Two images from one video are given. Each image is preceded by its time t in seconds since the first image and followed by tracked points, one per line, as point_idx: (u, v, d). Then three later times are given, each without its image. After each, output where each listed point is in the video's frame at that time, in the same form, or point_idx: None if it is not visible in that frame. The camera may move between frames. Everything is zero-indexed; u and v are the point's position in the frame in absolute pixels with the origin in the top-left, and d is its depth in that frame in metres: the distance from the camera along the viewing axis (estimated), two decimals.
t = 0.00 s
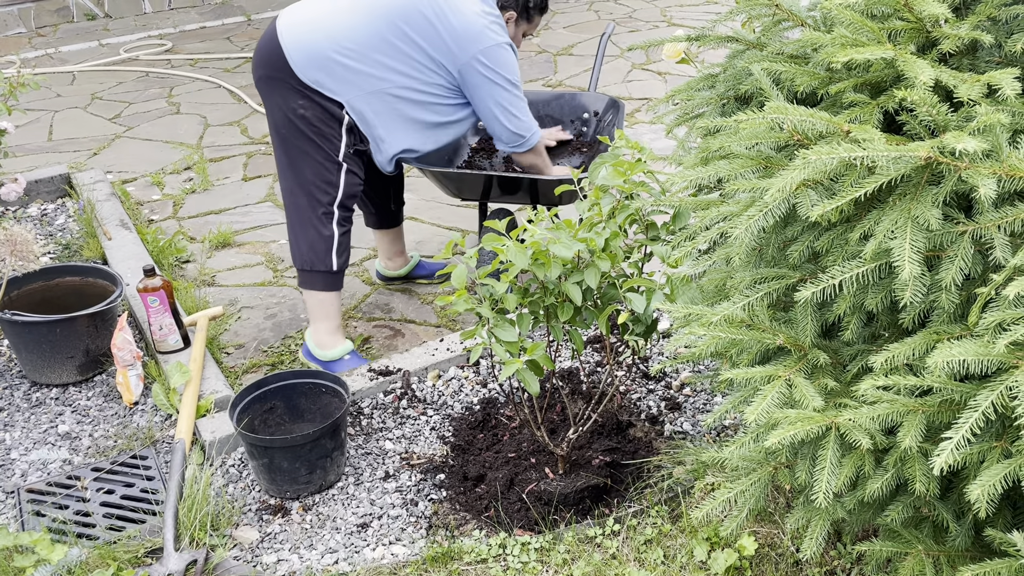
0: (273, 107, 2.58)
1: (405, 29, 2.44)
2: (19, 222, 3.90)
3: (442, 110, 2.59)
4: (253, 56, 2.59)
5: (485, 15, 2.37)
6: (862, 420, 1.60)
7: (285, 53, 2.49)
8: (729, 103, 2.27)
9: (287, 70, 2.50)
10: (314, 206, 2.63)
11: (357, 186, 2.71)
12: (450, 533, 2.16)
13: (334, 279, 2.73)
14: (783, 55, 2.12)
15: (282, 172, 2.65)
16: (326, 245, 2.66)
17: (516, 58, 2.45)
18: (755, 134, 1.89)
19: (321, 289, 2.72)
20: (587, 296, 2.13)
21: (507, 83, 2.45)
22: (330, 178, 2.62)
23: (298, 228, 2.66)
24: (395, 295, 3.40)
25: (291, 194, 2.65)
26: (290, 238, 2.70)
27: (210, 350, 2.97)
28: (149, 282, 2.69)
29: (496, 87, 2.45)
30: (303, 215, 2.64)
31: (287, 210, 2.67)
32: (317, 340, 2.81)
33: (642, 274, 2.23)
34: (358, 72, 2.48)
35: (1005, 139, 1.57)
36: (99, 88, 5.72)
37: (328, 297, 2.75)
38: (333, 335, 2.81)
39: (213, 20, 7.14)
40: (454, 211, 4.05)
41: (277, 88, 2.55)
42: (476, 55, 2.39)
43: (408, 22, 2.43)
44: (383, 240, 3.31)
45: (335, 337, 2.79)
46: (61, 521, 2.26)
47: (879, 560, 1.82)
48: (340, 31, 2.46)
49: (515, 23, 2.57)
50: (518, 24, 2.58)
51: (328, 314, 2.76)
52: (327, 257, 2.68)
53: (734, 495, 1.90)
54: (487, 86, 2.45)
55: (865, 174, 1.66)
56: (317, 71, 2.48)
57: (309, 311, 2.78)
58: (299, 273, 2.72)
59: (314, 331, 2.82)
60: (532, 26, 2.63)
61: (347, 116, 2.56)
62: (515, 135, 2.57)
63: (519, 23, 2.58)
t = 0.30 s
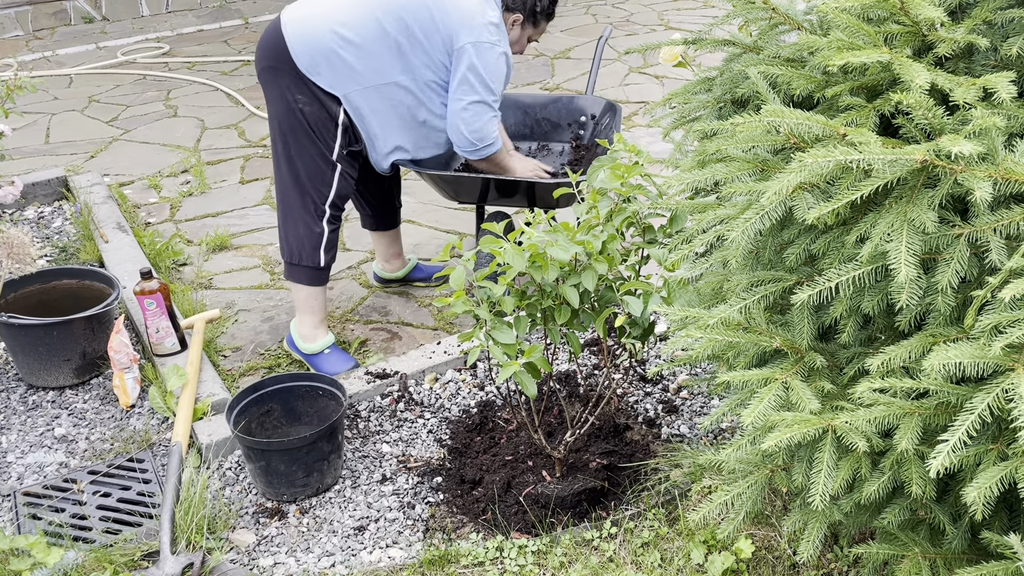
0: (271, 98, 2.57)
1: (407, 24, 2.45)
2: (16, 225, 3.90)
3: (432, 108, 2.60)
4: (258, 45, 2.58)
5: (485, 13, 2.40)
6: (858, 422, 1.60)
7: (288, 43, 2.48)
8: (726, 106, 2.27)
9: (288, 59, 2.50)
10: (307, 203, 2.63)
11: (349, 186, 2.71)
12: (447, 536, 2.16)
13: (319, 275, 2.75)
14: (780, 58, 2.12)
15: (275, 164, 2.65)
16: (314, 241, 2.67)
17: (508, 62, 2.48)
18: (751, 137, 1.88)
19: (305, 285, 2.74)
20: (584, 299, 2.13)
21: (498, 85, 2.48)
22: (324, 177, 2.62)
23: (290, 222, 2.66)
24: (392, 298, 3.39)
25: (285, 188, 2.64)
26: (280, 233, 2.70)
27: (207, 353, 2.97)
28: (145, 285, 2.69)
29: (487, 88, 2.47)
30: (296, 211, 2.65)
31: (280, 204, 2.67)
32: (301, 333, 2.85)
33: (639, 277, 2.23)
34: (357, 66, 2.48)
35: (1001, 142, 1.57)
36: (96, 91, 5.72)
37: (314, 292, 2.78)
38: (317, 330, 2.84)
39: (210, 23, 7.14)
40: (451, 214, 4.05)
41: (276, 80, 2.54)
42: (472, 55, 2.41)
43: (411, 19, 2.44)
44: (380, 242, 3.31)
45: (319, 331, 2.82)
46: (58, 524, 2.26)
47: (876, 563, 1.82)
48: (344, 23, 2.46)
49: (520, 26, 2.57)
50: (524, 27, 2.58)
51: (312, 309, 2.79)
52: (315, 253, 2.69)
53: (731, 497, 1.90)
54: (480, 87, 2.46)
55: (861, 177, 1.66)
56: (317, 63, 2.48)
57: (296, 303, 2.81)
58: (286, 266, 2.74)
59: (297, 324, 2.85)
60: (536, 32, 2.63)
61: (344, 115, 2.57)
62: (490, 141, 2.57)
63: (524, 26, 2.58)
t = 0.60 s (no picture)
0: (264, 106, 2.59)
1: (396, 29, 2.45)
2: (13, 229, 3.90)
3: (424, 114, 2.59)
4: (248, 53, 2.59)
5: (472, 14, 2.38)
6: (855, 426, 1.60)
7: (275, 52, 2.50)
8: (723, 111, 2.28)
9: (276, 68, 2.51)
10: (302, 208, 2.66)
11: (343, 193, 2.70)
12: (444, 540, 2.16)
13: (316, 281, 2.76)
14: (776, 62, 2.13)
15: (271, 171, 2.67)
16: (311, 247, 2.68)
17: (499, 63, 2.46)
18: (748, 141, 1.86)
19: (302, 291, 2.74)
20: (581, 303, 2.13)
21: (487, 88, 2.46)
22: (318, 183, 2.63)
23: (287, 227, 2.68)
24: (389, 302, 3.39)
25: (281, 194, 2.68)
26: (278, 239, 2.71)
27: (204, 357, 2.96)
28: (142, 289, 2.69)
29: (476, 91, 2.45)
30: (292, 217, 2.67)
31: (279, 209, 2.70)
32: (296, 338, 2.84)
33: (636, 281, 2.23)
34: (344, 72, 2.48)
35: (996, 146, 1.58)
36: (93, 95, 5.72)
37: (310, 299, 2.78)
38: (313, 335, 2.84)
39: (208, 27, 7.15)
40: (448, 218, 4.06)
41: (268, 88, 2.55)
42: (459, 58, 2.40)
43: (396, 23, 2.44)
44: (377, 246, 3.31)
45: (314, 336, 2.82)
46: (54, 529, 2.25)
47: (873, 566, 1.82)
48: (331, 29, 2.47)
49: (514, 31, 2.58)
50: (518, 32, 2.59)
51: (308, 314, 2.79)
52: (312, 259, 2.69)
53: (728, 501, 1.90)
54: (468, 90, 2.45)
55: (857, 181, 1.67)
56: (304, 71, 2.48)
57: (291, 309, 2.81)
58: (282, 273, 2.74)
59: (292, 330, 2.85)
60: (529, 38, 2.64)
61: (334, 122, 2.56)
62: (479, 145, 2.55)
63: (518, 32, 2.59)
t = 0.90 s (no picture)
0: (257, 116, 2.57)
1: (387, 38, 2.45)
2: (9, 233, 3.89)
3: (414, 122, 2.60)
4: (240, 62, 2.59)
5: (463, 22, 2.38)
6: (852, 431, 1.60)
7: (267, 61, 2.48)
8: (720, 116, 2.28)
9: (268, 77, 2.50)
10: (297, 218, 2.63)
11: (338, 202, 2.70)
12: (440, 546, 2.15)
13: (312, 289, 2.74)
14: (773, 68, 2.13)
15: (266, 181, 2.66)
16: (308, 256, 2.67)
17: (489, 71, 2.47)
18: (744, 146, 1.91)
19: (298, 300, 2.73)
20: (579, 307, 2.13)
21: (476, 95, 2.47)
22: (312, 192, 2.61)
23: (282, 237, 2.66)
24: (385, 306, 3.39)
25: (276, 204, 2.66)
26: (272, 248, 2.69)
27: (200, 362, 2.96)
28: (139, 293, 2.68)
29: (467, 98, 2.47)
30: (286, 226, 2.65)
31: (273, 219, 2.68)
32: (290, 346, 2.83)
33: (633, 286, 2.24)
34: (335, 79, 2.48)
35: (993, 152, 1.58)
36: (89, 99, 5.72)
37: (305, 307, 2.76)
38: (307, 343, 2.83)
39: (204, 32, 7.15)
40: (445, 223, 4.06)
41: (261, 98, 2.54)
42: (451, 65, 2.41)
43: (387, 30, 2.44)
44: (373, 251, 3.31)
45: (308, 344, 2.80)
46: (49, 534, 2.24)
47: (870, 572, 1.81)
48: (322, 38, 2.47)
49: (506, 37, 2.57)
50: (509, 38, 2.58)
51: (301, 322, 2.77)
52: (308, 268, 2.68)
53: (724, 506, 1.90)
54: (459, 96, 2.46)
55: (854, 187, 1.67)
56: (296, 79, 2.47)
57: (285, 317, 2.80)
58: (278, 282, 2.72)
59: (286, 338, 2.83)
60: (520, 44, 2.64)
61: (328, 131, 2.56)
62: (466, 151, 2.59)
63: (509, 38, 2.58)
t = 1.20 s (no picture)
0: (251, 120, 2.56)
1: (386, 51, 2.47)
2: (5, 238, 3.88)
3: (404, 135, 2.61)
4: (235, 65, 2.57)
5: (464, 42, 2.45)
6: (848, 436, 1.60)
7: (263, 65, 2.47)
8: (716, 122, 2.29)
9: (264, 81, 2.49)
10: (289, 224, 2.62)
11: (330, 208, 2.69)
12: (437, 551, 2.15)
13: (305, 296, 2.73)
14: (769, 74, 2.13)
15: (258, 186, 2.64)
16: (301, 263, 2.66)
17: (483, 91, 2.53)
18: (741, 152, 1.87)
19: (292, 307, 2.72)
20: (575, 313, 2.14)
21: (466, 114, 2.54)
22: (305, 199, 2.60)
23: (274, 242, 2.65)
24: (382, 312, 3.39)
25: (268, 209, 2.64)
26: (264, 254, 2.68)
27: (196, 367, 2.95)
28: (135, 299, 2.67)
29: (459, 116, 2.52)
30: (279, 232, 2.64)
31: (266, 223, 2.66)
32: (285, 352, 2.82)
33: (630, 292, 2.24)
34: (331, 87, 2.48)
35: (988, 157, 1.59)
36: (86, 105, 5.72)
37: (299, 314, 2.76)
38: (302, 349, 2.83)
39: (201, 37, 7.16)
40: (442, 228, 4.06)
41: (255, 102, 2.52)
42: (450, 81, 2.46)
43: (387, 43, 2.47)
44: (368, 256, 3.31)
45: (304, 350, 2.81)
46: (44, 540, 2.23)
47: None
48: (321, 46, 2.47)
49: (504, 54, 2.59)
50: (507, 55, 2.60)
51: (297, 329, 2.77)
52: (302, 274, 2.67)
53: (721, 512, 1.90)
54: (453, 114, 2.51)
55: (850, 192, 1.68)
56: (293, 86, 2.47)
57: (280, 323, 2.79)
58: (269, 289, 2.71)
59: (281, 344, 2.83)
60: (520, 61, 2.66)
61: (321, 137, 2.54)
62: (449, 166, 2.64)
63: (507, 55, 2.60)
